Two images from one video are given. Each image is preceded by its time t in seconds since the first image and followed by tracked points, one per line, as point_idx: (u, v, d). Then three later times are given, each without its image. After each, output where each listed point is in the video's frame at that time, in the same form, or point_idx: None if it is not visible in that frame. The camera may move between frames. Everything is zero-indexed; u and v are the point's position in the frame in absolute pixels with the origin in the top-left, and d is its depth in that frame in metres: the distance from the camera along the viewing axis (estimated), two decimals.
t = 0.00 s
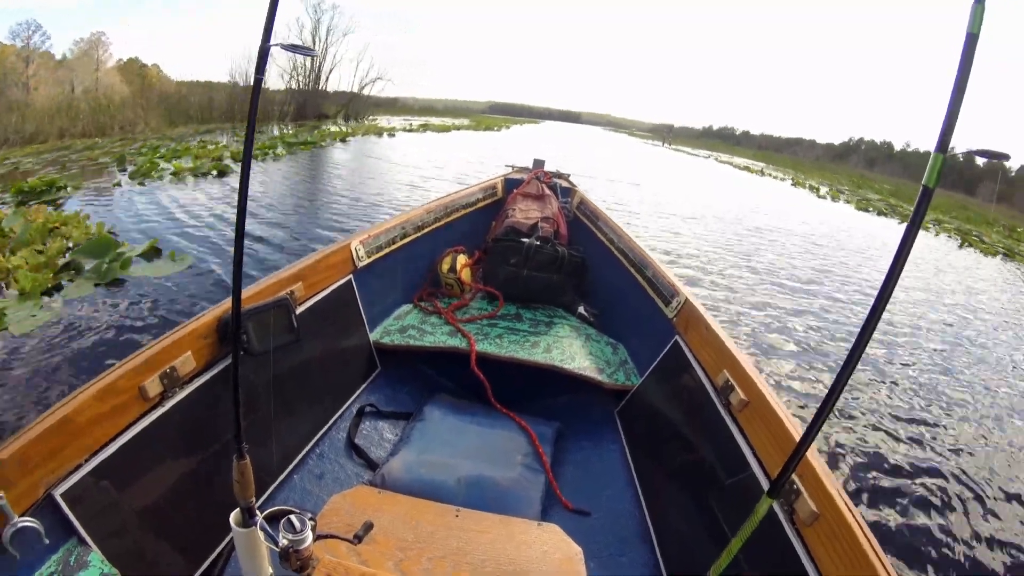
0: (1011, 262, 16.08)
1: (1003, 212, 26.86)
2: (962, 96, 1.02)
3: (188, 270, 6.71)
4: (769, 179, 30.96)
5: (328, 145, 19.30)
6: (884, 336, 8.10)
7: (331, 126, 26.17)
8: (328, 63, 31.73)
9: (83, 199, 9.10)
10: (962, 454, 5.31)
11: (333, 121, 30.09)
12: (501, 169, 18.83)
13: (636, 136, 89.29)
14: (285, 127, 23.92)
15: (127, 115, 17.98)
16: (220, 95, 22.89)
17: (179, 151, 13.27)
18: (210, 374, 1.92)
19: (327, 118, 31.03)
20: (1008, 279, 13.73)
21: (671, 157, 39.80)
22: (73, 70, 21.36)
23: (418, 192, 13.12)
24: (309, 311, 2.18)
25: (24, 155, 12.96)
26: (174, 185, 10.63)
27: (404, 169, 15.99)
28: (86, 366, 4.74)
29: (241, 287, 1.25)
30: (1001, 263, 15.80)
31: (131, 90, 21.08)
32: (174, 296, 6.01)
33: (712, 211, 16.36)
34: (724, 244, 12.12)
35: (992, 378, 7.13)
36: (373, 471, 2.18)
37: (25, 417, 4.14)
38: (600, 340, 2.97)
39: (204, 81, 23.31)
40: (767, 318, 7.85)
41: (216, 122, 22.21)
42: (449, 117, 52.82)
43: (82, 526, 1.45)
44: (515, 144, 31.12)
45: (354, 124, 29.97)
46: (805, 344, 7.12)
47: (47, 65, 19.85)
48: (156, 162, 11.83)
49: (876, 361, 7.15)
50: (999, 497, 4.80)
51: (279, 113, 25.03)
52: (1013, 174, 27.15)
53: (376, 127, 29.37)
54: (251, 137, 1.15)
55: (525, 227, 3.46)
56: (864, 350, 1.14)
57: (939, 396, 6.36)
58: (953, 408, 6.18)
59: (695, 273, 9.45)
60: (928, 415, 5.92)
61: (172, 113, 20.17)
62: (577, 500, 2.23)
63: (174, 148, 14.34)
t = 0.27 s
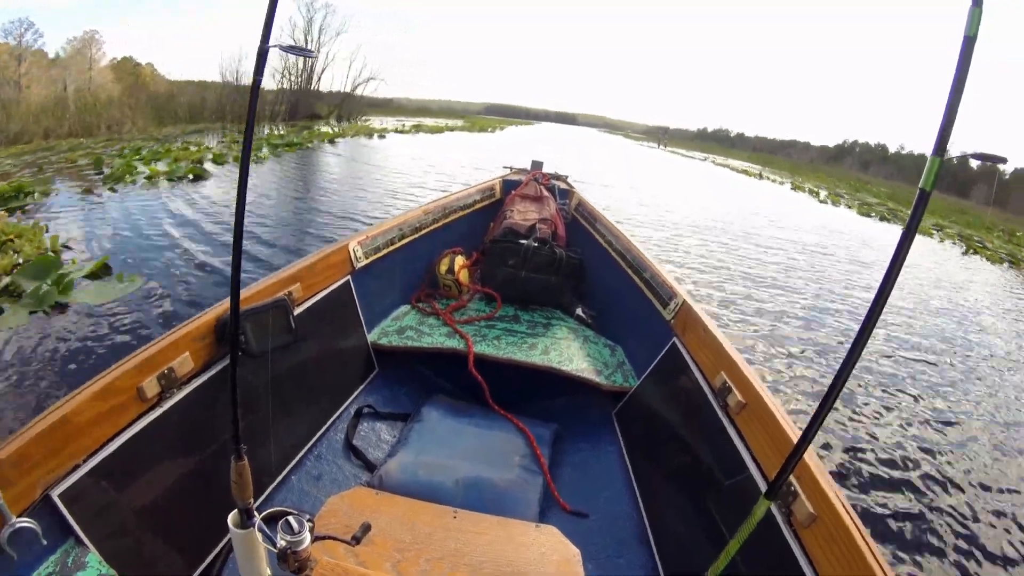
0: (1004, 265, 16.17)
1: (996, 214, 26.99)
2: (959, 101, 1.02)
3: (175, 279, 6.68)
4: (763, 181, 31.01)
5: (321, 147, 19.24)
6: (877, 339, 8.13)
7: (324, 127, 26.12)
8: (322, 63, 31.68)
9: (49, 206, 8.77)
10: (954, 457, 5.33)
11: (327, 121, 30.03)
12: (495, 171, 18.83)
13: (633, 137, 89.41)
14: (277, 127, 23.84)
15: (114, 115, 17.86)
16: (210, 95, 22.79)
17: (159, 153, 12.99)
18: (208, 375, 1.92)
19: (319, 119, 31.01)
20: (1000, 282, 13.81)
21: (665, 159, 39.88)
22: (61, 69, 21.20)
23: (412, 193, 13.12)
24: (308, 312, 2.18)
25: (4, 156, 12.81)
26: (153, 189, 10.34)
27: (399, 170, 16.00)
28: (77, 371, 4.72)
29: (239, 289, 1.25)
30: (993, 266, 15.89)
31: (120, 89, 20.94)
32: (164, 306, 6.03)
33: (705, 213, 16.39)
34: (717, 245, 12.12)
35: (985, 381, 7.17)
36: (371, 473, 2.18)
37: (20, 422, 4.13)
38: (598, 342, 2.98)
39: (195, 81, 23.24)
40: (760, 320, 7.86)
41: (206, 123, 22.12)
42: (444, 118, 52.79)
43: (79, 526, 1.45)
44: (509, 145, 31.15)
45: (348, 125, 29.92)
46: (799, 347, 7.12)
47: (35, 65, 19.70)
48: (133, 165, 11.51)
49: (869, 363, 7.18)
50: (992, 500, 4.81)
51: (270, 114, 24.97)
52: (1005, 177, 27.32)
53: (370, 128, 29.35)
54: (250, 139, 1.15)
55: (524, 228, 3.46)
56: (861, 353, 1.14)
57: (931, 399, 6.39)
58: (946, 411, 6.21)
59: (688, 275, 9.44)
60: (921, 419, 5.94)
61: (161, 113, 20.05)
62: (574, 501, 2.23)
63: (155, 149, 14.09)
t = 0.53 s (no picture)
0: (1005, 270, 16.16)
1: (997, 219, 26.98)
2: (968, 106, 1.03)
3: (176, 282, 6.72)
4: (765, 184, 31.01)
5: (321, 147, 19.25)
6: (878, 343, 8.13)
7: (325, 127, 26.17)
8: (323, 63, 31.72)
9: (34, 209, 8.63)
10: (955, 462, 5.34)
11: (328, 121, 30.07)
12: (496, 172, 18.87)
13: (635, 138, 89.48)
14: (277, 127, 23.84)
15: (110, 113, 17.81)
16: (210, 93, 22.84)
17: (147, 155, 12.78)
18: (214, 373, 1.93)
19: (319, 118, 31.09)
20: (1001, 287, 13.81)
21: (665, 160, 39.91)
22: (60, 67, 21.19)
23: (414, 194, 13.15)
24: (314, 311, 2.19)
25: None
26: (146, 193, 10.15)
27: (400, 171, 16.03)
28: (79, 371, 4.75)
29: (249, 289, 1.25)
30: (994, 271, 15.88)
31: (119, 87, 20.93)
32: (165, 309, 6.06)
33: (706, 215, 16.40)
34: (718, 248, 12.13)
35: (986, 386, 7.17)
36: (376, 472, 2.19)
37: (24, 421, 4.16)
38: (603, 344, 2.98)
39: (196, 79, 23.31)
40: (760, 324, 7.86)
41: (205, 121, 22.10)
42: (446, 118, 52.89)
43: (84, 523, 1.46)
44: (510, 146, 31.17)
45: (349, 125, 29.96)
46: (799, 351, 7.12)
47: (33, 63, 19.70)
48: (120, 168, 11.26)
49: (870, 367, 7.18)
50: (993, 506, 4.80)
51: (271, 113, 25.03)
52: (1006, 182, 27.30)
53: (371, 128, 29.40)
54: (261, 139, 1.15)
55: (530, 230, 3.47)
56: (868, 357, 1.14)
57: (932, 404, 6.38)
58: (947, 416, 6.20)
59: (689, 277, 9.43)
60: (922, 424, 5.93)
61: (159, 112, 20.02)
62: (578, 503, 2.24)
63: (146, 149, 13.93)
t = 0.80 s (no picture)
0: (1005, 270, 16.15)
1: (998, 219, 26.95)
2: (971, 106, 1.03)
3: (176, 279, 6.72)
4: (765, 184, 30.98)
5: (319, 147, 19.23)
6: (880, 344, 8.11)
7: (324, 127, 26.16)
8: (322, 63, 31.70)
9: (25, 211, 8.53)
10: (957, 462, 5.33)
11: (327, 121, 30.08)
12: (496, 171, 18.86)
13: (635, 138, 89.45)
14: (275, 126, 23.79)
15: (105, 113, 17.72)
16: (208, 93, 22.82)
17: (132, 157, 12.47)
18: (219, 371, 1.94)
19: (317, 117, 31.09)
20: (1002, 287, 13.79)
21: (665, 160, 39.86)
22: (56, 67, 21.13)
23: (415, 193, 13.14)
24: (318, 310, 2.19)
25: None
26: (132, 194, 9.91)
27: (400, 171, 16.04)
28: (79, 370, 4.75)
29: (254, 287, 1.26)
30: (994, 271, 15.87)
31: (115, 87, 20.88)
32: (166, 305, 6.05)
33: (706, 215, 16.36)
34: (719, 248, 12.09)
35: (988, 387, 7.16)
36: (380, 471, 2.19)
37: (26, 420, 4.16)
38: (607, 343, 2.98)
39: (194, 78, 23.27)
40: (761, 324, 7.85)
41: (202, 121, 22.04)
42: (445, 118, 52.88)
43: (90, 521, 1.46)
44: (510, 145, 31.18)
45: (348, 124, 29.95)
46: (800, 350, 7.11)
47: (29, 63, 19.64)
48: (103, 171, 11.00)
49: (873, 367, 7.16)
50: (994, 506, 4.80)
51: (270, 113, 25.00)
52: (1009, 183, 27.22)
53: (371, 127, 29.43)
54: (268, 138, 1.16)
55: (534, 229, 3.47)
56: (871, 357, 1.14)
57: (935, 404, 6.37)
58: (950, 416, 6.18)
59: (689, 277, 9.41)
60: (924, 424, 5.93)
61: (154, 111, 19.94)
62: (583, 502, 2.24)
63: (133, 151, 13.67)
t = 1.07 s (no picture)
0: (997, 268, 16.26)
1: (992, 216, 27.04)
2: (962, 105, 1.03)
3: (169, 278, 6.67)
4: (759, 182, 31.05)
5: (313, 146, 19.14)
6: (873, 342, 8.15)
7: (316, 125, 26.07)
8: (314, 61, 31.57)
9: (6, 209, 8.36)
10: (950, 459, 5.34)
11: (319, 119, 29.98)
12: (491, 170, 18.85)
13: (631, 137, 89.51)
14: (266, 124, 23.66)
15: (91, 112, 17.49)
16: (199, 90, 22.64)
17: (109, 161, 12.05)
18: (214, 370, 1.94)
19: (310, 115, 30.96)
20: (994, 285, 13.87)
21: (660, 159, 39.86)
22: (43, 65, 20.91)
23: (409, 193, 13.14)
24: (314, 309, 2.19)
25: None
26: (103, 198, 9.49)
27: (394, 171, 16.02)
28: (70, 370, 4.71)
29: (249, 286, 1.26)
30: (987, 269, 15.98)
31: (103, 85, 20.67)
32: (157, 304, 6.00)
33: (701, 214, 16.37)
34: (713, 246, 12.10)
35: (981, 384, 7.21)
36: (376, 469, 2.19)
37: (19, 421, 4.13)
38: (602, 341, 2.99)
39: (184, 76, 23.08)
40: (755, 322, 7.86)
41: (192, 119, 21.88)
42: (440, 116, 52.86)
43: (86, 519, 1.46)
44: (504, 144, 31.15)
45: (341, 123, 29.85)
46: (794, 348, 7.13)
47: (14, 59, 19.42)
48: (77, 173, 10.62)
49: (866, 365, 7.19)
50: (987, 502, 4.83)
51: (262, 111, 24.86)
52: (1002, 182, 27.37)
53: (364, 126, 29.33)
54: (264, 135, 1.16)
55: (529, 227, 3.47)
56: (864, 354, 1.15)
57: (927, 402, 6.41)
58: (943, 413, 6.22)
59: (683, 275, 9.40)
60: (917, 421, 5.96)
61: (141, 110, 19.73)
62: (578, 499, 2.25)
63: (113, 153, 13.26)
